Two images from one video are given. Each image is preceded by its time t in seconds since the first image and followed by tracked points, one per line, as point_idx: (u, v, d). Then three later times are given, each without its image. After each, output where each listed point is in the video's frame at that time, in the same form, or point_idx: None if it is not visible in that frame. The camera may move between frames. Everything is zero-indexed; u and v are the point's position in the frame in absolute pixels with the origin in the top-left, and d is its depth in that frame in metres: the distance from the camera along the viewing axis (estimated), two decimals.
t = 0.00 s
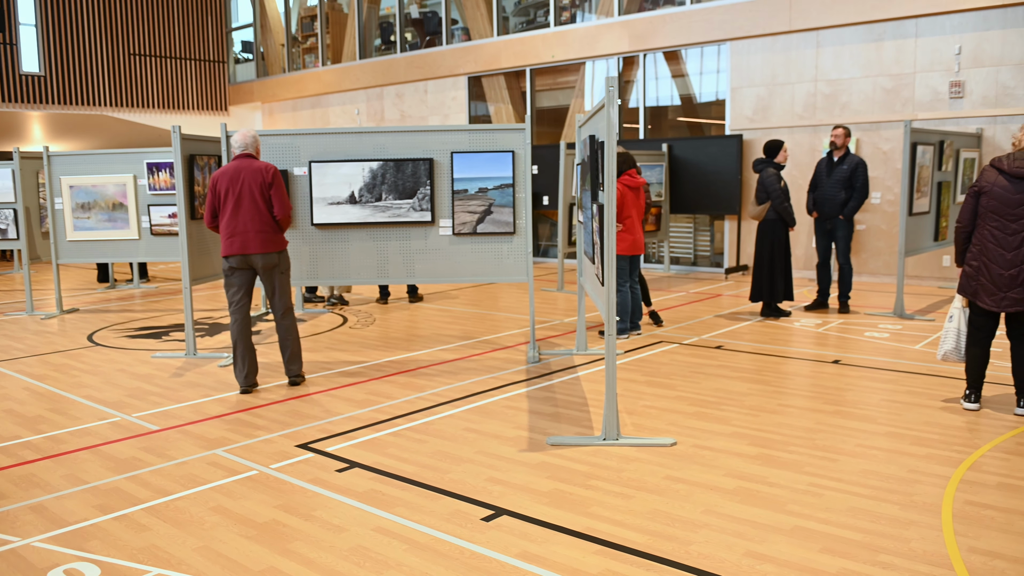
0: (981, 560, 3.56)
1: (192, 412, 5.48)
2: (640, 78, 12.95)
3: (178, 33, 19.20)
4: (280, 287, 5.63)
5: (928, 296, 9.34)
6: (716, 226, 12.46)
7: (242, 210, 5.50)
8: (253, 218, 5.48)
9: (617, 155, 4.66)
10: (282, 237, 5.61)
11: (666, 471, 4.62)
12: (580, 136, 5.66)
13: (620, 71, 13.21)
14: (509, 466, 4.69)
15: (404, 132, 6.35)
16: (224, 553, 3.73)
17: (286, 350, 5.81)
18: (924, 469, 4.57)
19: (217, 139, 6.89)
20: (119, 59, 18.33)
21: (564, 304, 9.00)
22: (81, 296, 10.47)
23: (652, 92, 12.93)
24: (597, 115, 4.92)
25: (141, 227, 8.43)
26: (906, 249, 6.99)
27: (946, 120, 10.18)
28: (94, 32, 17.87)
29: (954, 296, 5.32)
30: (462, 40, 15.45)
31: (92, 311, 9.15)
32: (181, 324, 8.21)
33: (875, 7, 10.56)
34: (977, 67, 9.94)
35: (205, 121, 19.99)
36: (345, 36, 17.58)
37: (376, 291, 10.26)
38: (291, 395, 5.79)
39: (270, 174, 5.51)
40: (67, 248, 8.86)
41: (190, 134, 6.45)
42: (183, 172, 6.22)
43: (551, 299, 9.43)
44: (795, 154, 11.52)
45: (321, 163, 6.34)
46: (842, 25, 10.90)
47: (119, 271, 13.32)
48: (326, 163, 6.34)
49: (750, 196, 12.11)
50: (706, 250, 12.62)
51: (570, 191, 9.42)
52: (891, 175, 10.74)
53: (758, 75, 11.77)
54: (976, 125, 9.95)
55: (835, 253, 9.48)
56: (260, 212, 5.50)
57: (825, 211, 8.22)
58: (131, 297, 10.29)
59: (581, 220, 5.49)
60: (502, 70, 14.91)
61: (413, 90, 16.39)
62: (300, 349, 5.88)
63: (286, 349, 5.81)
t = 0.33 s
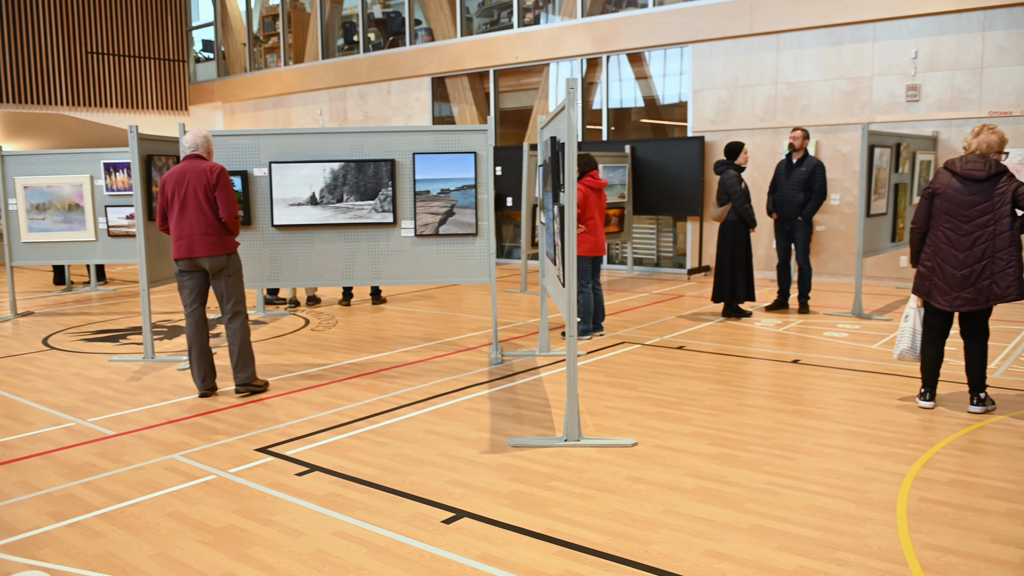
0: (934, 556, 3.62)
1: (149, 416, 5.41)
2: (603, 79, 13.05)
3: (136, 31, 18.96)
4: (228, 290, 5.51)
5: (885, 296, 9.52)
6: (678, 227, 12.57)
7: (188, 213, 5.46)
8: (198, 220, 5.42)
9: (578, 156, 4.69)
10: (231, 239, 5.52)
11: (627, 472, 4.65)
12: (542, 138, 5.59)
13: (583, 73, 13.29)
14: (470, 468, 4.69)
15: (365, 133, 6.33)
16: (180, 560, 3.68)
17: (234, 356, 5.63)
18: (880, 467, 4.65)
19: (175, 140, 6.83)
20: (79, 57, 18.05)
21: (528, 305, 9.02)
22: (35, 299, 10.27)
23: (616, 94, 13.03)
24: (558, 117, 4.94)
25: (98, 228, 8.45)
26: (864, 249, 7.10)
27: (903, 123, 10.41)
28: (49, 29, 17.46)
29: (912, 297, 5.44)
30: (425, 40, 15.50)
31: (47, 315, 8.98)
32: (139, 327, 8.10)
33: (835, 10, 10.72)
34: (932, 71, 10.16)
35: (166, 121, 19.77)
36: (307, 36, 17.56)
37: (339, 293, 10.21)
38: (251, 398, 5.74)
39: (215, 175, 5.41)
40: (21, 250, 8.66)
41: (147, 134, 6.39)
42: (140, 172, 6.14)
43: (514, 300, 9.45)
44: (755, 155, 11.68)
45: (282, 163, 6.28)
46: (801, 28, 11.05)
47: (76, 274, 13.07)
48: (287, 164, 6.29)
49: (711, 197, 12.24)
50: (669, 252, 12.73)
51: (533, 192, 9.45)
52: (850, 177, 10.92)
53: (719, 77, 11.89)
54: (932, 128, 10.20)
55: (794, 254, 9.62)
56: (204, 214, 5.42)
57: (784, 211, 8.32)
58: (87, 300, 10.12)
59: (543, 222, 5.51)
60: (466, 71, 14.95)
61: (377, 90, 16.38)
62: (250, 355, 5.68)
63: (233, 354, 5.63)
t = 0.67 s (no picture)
0: (883, 553, 3.70)
1: (99, 426, 5.32)
2: (561, 83, 13.16)
3: (86, 32, 18.59)
4: (175, 298, 5.42)
5: (837, 297, 9.72)
6: (635, 231, 12.69)
7: (136, 220, 5.39)
8: (146, 228, 5.35)
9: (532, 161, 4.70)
10: (181, 246, 5.45)
11: (582, 475, 4.67)
12: (496, 144, 5.60)
13: (540, 77, 13.39)
14: (426, 473, 4.68)
15: (319, 136, 6.27)
16: (129, 572, 3.61)
17: (180, 365, 5.53)
18: (830, 466, 4.73)
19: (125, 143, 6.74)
20: (29, 57, 17.62)
21: (486, 309, 9.05)
22: None
23: (574, 98, 13.15)
24: (512, 121, 4.94)
25: (46, 233, 8.38)
26: (816, 252, 7.22)
27: (853, 128, 10.71)
28: None
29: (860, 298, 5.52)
30: (382, 44, 15.50)
31: None
32: (89, 335, 7.96)
33: (786, 17, 10.95)
34: (882, 77, 10.47)
35: (118, 124, 19.41)
36: (262, 38, 17.46)
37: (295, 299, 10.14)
38: (204, 406, 5.67)
39: (162, 182, 5.32)
40: None
41: (96, 138, 6.31)
42: (88, 176, 6.07)
43: (472, 304, 9.47)
44: (710, 160, 11.85)
45: (234, 167, 6.23)
46: (754, 35, 11.28)
47: (22, 282, 12.74)
48: (239, 168, 6.23)
49: (667, 201, 12.37)
50: (626, 255, 12.84)
51: (490, 196, 9.46)
52: (802, 181, 11.15)
53: (675, 83, 12.09)
54: (882, 133, 10.52)
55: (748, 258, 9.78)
56: (153, 221, 5.36)
57: (737, 215, 8.43)
58: (34, 307, 9.90)
59: (499, 226, 5.53)
60: (423, 75, 14.97)
61: (333, 94, 16.31)
62: (195, 365, 5.58)
63: (179, 363, 5.53)
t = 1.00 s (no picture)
0: (838, 550, 3.75)
1: (50, 435, 5.22)
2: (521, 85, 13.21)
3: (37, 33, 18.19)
4: (131, 303, 5.34)
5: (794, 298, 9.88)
6: (595, 233, 12.77)
7: (92, 225, 5.30)
8: (102, 235, 5.27)
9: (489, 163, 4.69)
10: (138, 252, 5.38)
11: (541, 476, 4.69)
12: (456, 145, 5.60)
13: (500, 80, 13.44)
14: (385, 478, 4.66)
15: (278, 138, 6.23)
16: None
17: (134, 373, 5.46)
18: (787, 465, 4.79)
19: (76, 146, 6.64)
20: None
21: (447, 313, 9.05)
22: None
23: (534, 101, 13.21)
24: (470, 124, 4.94)
25: None
26: (773, 253, 7.32)
27: (809, 130, 10.88)
28: None
29: (815, 298, 5.60)
30: (340, 46, 15.46)
31: None
32: (40, 342, 7.81)
33: (741, 21, 11.10)
34: (836, 80, 10.66)
35: (71, 127, 19.04)
36: (218, 39, 17.31)
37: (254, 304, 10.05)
38: (160, 413, 5.60)
39: (119, 188, 5.23)
40: None
41: (45, 141, 6.20)
42: (38, 179, 5.97)
43: (433, 308, 9.47)
44: (668, 161, 11.97)
45: (189, 171, 6.15)
46: (710, 38, 11.42)
47: None
48: (194, 171, 6.16)
49: (626, 203, 12.45)
50: (587, 257, 12.92)
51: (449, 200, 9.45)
52: (759, 183, 11.31)
53: (633, 86, 12.20)
54: (836, 135, 10.69)
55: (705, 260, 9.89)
56: (108, 228, 5.27)
57: (693, 215, 8.55)
58: None
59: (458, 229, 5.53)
60: (382, 77, 14.95)
61: (291, 96, 16.19)
62: (150, 373, 5.52)
63: (134, 371, 5.46)
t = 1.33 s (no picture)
0: (801, 545, 3.80)
1: (8, 440, 5.13)
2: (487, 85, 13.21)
3: None
4: (92, 306, 5.26)
5: (758, 296, 9.99)
6: (561, 233, 12.82)
7: (55, 226, 5.22)
8: (65, 236, 5.19)
9: (454, 164, 4.68)
10: (102, 254, 5.31)
11: (507, 476, 4.70)
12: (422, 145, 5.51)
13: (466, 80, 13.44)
14: (350, 480, 4.64)
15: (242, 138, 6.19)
16: None
17: (94, 379, 5.39)
18: (750, 462, 4.85)
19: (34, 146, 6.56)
20: None
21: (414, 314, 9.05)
22: None
23: (501, 101, 13.22)
24: (435, 124, 4.91)
25: None
26: (737, 252, 7.40)
27: (772, 130, 10.99)
28: None
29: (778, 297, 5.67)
30: (305, 45, 15.38)
31: None
32: None
33: (704, 22, 11.20)
34: (798, 81, 10.78)
35: (30, 126, 18.69)
36: (181, 38, 17.12)
37: (219, 306, 9.96)
38: (121, 417, 5.53)
39: (85, 189, 5.16)
40: None
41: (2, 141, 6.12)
42: None
43: (400, 309, 9.46)
44: (634, 162, 12.05)
45: (151, 171, 6.08)
46: (675, 39, 11.50)
47: None
48: (155, 172, 6.09)
49: (593, 203, 12.50)
50: (553, 257, 12.97)
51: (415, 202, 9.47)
52: (724, 183, 11.42)
53: (599, 86, 12.26)
54: (799, 136, 10.81)
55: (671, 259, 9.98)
56: (72, 229, 5.20)
57: (655, 215, 8.66)
58: None
59: (424, 229, 5.51)
60: (348, 77, 14.88)
61: (255, 96, 16.05)
62: (112, 378, 5.45)
63: (94, 376, 5.39)
